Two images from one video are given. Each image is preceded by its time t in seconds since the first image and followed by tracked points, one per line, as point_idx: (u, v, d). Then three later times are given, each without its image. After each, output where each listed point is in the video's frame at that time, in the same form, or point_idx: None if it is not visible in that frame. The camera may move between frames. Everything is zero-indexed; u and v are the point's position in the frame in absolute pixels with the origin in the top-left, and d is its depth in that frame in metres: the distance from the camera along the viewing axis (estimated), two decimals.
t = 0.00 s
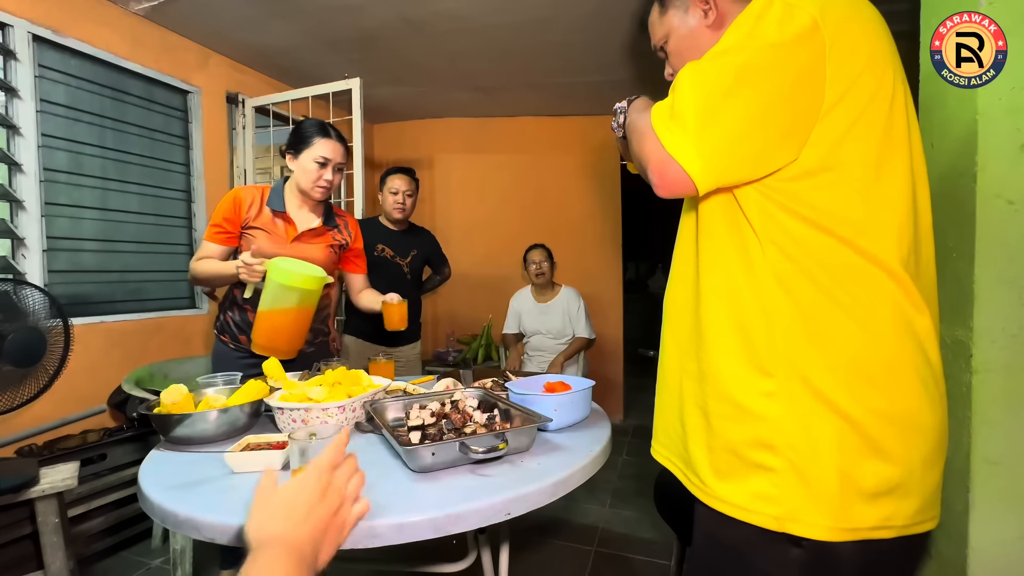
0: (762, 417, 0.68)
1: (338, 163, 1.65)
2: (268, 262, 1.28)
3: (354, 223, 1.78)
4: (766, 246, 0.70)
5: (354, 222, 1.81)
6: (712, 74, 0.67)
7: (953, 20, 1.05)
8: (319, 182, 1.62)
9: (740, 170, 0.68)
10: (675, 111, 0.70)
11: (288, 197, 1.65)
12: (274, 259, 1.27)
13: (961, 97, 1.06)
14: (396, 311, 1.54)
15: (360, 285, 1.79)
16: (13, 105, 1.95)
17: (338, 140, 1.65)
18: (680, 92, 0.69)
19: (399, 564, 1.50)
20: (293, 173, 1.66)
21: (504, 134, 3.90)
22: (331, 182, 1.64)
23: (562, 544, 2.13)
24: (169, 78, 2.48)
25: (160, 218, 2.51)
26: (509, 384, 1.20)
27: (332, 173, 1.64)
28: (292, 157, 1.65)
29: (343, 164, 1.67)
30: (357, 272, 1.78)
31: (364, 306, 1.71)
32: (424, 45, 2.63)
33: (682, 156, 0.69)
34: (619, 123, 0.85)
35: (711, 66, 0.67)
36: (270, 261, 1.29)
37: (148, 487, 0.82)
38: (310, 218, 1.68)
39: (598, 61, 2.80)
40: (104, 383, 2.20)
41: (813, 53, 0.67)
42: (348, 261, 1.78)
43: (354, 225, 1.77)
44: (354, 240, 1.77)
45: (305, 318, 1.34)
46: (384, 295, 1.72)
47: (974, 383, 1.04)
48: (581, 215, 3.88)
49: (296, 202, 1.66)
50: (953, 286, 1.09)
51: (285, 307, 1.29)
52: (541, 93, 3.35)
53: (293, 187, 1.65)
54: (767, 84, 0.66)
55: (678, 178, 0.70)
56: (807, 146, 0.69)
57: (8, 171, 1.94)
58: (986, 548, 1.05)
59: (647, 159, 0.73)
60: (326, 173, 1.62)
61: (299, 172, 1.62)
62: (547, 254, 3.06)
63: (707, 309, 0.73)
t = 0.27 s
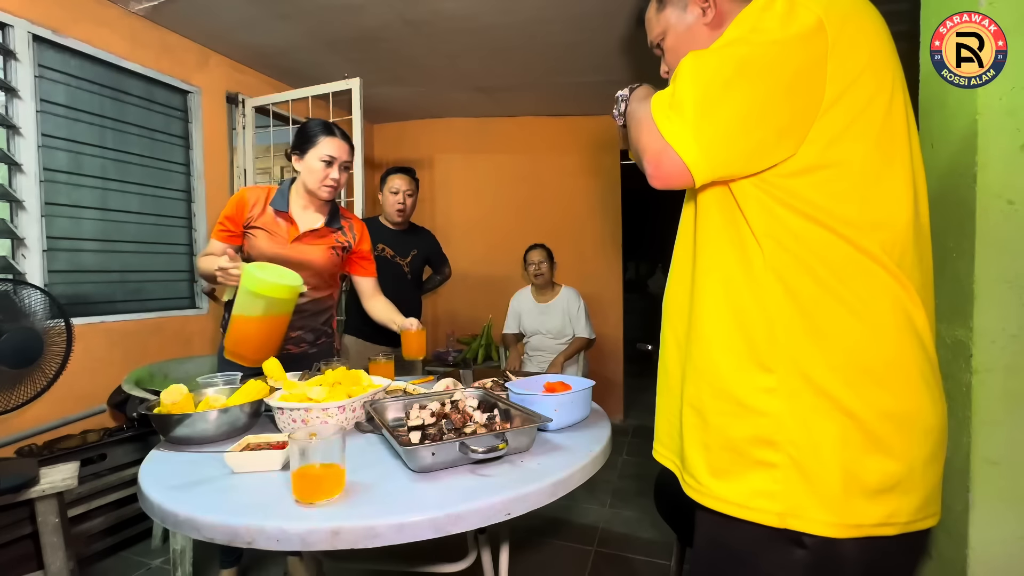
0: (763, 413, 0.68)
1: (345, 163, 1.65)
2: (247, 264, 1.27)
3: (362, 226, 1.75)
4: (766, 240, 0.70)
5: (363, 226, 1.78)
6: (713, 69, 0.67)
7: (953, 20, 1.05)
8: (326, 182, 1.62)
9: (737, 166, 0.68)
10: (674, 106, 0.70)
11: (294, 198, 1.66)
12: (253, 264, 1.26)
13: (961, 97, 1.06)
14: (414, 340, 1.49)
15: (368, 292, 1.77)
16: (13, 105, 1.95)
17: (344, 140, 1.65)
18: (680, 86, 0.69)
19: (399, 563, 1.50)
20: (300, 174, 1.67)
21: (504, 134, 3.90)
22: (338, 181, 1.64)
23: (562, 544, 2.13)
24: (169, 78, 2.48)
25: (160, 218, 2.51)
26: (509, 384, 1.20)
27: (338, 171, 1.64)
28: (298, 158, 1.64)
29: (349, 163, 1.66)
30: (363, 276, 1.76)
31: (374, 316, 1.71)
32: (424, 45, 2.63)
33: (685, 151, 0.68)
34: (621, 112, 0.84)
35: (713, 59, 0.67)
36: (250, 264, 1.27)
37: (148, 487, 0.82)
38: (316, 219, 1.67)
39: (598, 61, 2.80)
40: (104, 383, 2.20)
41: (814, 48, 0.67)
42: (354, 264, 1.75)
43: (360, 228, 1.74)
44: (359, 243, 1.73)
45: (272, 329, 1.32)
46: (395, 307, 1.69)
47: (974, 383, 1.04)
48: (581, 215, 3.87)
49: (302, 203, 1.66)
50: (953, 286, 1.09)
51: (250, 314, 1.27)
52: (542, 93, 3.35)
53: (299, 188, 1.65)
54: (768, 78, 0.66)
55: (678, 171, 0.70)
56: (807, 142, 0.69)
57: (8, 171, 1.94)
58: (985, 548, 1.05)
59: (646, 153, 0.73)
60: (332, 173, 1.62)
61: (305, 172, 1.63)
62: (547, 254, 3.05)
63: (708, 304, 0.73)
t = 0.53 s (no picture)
0: (762, 410, 0.68)
1: (350, 165, 1.66)
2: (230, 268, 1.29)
3: (365, 228, 1.75)
4: (766, 237, 0.70)
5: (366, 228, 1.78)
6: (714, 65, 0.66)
7: (953, 20, 1.05)
8: (330, 185, 1.62)
9: (736, 162, 0.68)
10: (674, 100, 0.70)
11: (298, 198, 1.66)
12: (234, 268, 1.27)
13: (961, 97, 1.06)
14: (422, 359, 1.41)
15: (370, 295, 1.76)
16: (13, 105, 1.95)
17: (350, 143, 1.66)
18: (681, 82, 0.69)
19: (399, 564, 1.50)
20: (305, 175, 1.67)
21: (504, 133, 3.90)
22: (343, 184, 1.64)
23: (562, 544, 2.13)
24: (169, 78, 2.48)
25: (160, 218, 2.51)
26: (509, 384, 1.20)
27: (343, 174, 1.64)
28: (304, 160, 1.65)
29: (354, 166, 1.67)
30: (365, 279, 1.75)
31: (377, 323, 1.69)
32: (424, 45, 2.63)
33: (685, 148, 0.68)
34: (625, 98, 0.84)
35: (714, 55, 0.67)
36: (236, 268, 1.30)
37: (148, 487, 0.82)
38: (319, 219, 1.67)
39: (598, 61, 2.80)
40: (103, 383, 2.20)
41: (816, 44, 0.67)
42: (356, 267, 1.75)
43: (363, 231, 1.73)
44: (361, 246, 1.72)
45: (249, 335, 1.31)
46: (400, 319, 1.66)
47: (974, 383, 1.04)
48: (581, 215, 3.87)
49: (305, 204, 1.66)
50: (954, 286, 1.09)
51: (227, 317, 1.29)
52: (542, 93, 3.35)
53: (304, 189, 1.65)
54: (769, 75, 0.65)
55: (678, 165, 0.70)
56: (807, 138, 0.69)
57: (8, 171, 1.94)
58: (986, 547, 1.05)
59: (647, 149, 0.73)
60: (337, 175, 1.62)
61: (310, 173, 1.62)
62: (547, 254, 3.05)
63: (708, 301, 0.73)
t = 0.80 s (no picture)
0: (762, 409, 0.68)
1: (352, 171, 1.65)
2: (226, 272, 1.31)
3: (366, 229, 1.75)
4: (766, 237, 0.69)
5: (367, 229, 1.78)
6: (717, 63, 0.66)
7: (953, 20, 1.04)
8: (331, 188, 1.62)
9: (738, 160, 0.68)
10: (677, 95, 0.69)
11: (298, 199, 1.66)
12: (228, 272, 1.29)
13: (961, 97, 1.06)
14: (422, 368, 1.40)
15: (371, 297, 1.75)
16: (13, 105, 1.95)
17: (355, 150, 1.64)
18: (684, 80, 0.69)
19: (399, 563, 1.50)
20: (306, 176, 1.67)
21: (504, 133, 3.90)
22: (343, 187, 1.64)
23: (562, 544, 2.13)
24: (169, 78, 2.48)
25: (160, 218, 2.51)
26: (509, 384, 1.20)
27: (344, 178, 1.63)
28: (305, 161, 1.64)
29: (355, 170, 1.65)
30: (366, 280, 1.74)
31: (377, 324, 1.68)
32: (424, 45, 2.63)
33: (687, 147, 0.68)
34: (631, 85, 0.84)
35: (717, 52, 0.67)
36: (231, 272, 1.31)
37: (147, 487, 0.82)
38: (319, 221, 1.67)
39: (598, 61, 2.80)
40: (104, 383, 2.20)
41: (821, 44, 0.67)
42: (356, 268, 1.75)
43: (363, 233, 1.73)
44: (361, 247, 1.72)
45: (245, 338, 1.32)
46: (401, 322, 1.66)
47: (974, 383, 1.04)
48: (580, 216, 3.88)
49: (306, 206, 1.66)
50: (954, 286, 1.09)
51: (223, 321, 1.30)
52: (542, 93, 3.35)
53: (304, 190, 1.65)
54: (771, 74, 0.65)
55: (680, 160, 0.70)
56: (809, 138, 0.69)
57: (8, 171, 1.94)
58: (986, 547, 1.05)
59: (649, 147, 0.73)
60: (338, 179, 1.62)
61: (310, 176, 1.62)
62: (547, 255, 3.05)
63: (708, 300, 0.73)
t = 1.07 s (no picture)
0: (766, 410, 0.68)
1: (351, 171, 1.65)
2: (226, 273, 1.30)
3: (364, 229, 1.75)
4: (770, 236, 0.69)
5: (366, 229, 1.78)
6: (723, 61, 0.66)
7: (953, 20, 1.05)
8: (330, 188, 1.62)
9: (742, 158, 0.68)
10: (682, 92, 0.69)
11: (297, 200, 1.66)
12: (229, 272, 1.29)
13: (961, 97, 1.06)
14: (422, 369, 1.40)
15: (371, 297, 1.75)
16: (13, 105, 1.95)
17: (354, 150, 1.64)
18: (689, 77, 0.69)
19: (399, 563, 1.50)
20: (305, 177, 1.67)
21: (504, 133, 3.90)
22: (342, 188, 1.64)
23: (562, 544, 2.13)
24: (169, 78, 2.48)
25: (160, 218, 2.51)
26: (509, 384, 1.20)
27: (343, 179, 1.63)
28: (304, 161, 1.64)
29: (354, 171, 1.65)
30: (365, 280, 1.75)
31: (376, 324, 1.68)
32: (424, 45, 2.63)
33: (693, 144, 0.68)
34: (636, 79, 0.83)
35: (724, 50, 0.67)
36: (231, 272, 1.31)
37: (147, 487, 0.82)
38: (318, 221, 1.67)
39: (597, 61, 2.80)
40: (104, 383, 2.20)
41: (826, 43, 0.67)
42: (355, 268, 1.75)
43: (362, 234, 1.73)
44: (360, 248, 1.72)
45: (246, 338, 1.32)
46: (402, 324, 1.66)
47: (974, 383, 1.04)
48: (580, 216, 3.87)
49: (305, 205, 1.66)
50: (954, 286, 1.09)
51: (223, 321, 1.29)
52: (542, 93, 3.35)
53: (303, 190, 1.65)
54: (777, 72, 0.65)
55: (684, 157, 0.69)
56: (813, 137, 0.69)
57: (8, 171, 1.94)
58: (986, 547, 1.05)
59: (654, 144, 0.72)
60: (337, 180, 1.61)
61: (310, 176, 1.62)
62: (547, 255, 3.05)
63: (711, 299, 0.73)
